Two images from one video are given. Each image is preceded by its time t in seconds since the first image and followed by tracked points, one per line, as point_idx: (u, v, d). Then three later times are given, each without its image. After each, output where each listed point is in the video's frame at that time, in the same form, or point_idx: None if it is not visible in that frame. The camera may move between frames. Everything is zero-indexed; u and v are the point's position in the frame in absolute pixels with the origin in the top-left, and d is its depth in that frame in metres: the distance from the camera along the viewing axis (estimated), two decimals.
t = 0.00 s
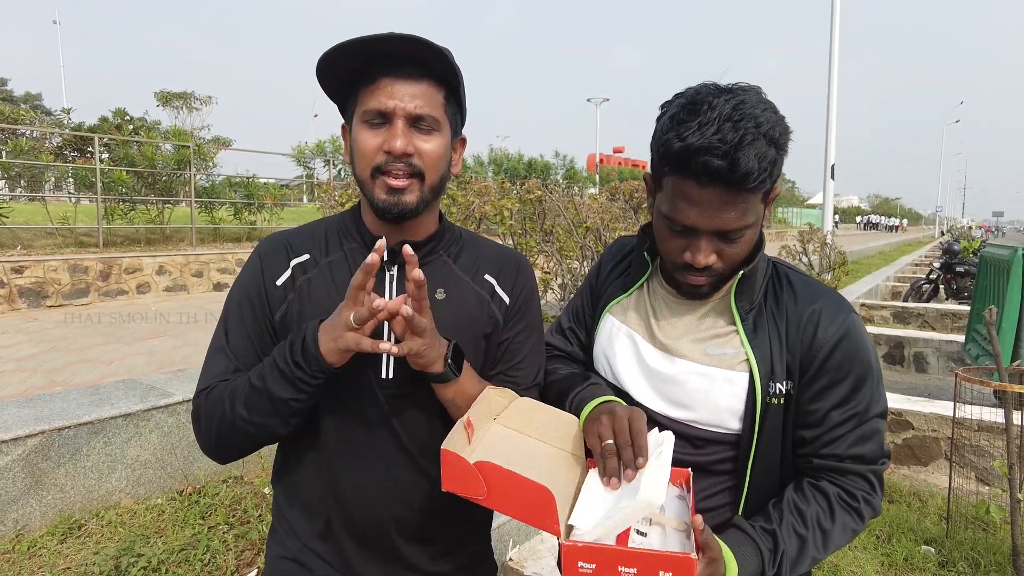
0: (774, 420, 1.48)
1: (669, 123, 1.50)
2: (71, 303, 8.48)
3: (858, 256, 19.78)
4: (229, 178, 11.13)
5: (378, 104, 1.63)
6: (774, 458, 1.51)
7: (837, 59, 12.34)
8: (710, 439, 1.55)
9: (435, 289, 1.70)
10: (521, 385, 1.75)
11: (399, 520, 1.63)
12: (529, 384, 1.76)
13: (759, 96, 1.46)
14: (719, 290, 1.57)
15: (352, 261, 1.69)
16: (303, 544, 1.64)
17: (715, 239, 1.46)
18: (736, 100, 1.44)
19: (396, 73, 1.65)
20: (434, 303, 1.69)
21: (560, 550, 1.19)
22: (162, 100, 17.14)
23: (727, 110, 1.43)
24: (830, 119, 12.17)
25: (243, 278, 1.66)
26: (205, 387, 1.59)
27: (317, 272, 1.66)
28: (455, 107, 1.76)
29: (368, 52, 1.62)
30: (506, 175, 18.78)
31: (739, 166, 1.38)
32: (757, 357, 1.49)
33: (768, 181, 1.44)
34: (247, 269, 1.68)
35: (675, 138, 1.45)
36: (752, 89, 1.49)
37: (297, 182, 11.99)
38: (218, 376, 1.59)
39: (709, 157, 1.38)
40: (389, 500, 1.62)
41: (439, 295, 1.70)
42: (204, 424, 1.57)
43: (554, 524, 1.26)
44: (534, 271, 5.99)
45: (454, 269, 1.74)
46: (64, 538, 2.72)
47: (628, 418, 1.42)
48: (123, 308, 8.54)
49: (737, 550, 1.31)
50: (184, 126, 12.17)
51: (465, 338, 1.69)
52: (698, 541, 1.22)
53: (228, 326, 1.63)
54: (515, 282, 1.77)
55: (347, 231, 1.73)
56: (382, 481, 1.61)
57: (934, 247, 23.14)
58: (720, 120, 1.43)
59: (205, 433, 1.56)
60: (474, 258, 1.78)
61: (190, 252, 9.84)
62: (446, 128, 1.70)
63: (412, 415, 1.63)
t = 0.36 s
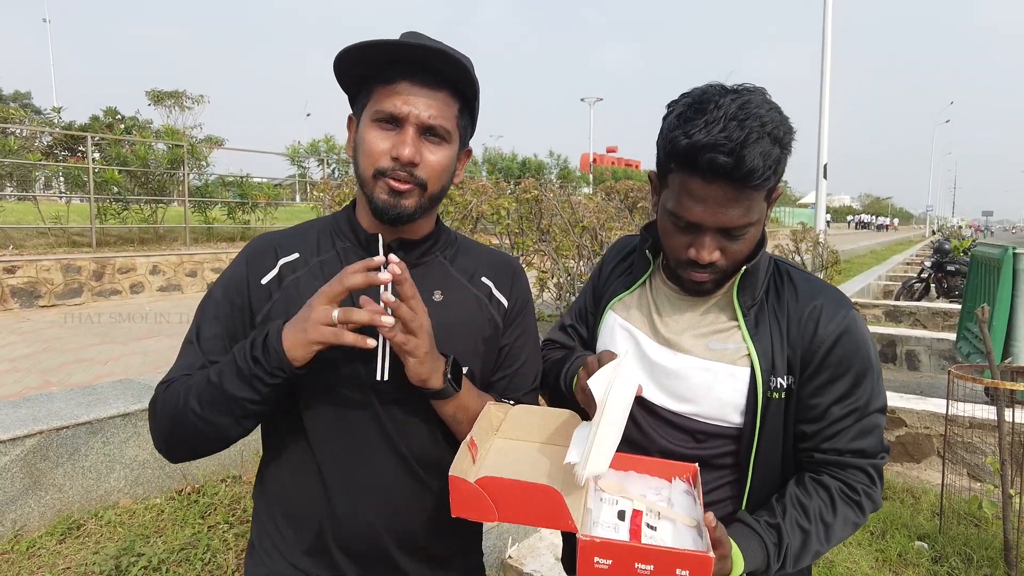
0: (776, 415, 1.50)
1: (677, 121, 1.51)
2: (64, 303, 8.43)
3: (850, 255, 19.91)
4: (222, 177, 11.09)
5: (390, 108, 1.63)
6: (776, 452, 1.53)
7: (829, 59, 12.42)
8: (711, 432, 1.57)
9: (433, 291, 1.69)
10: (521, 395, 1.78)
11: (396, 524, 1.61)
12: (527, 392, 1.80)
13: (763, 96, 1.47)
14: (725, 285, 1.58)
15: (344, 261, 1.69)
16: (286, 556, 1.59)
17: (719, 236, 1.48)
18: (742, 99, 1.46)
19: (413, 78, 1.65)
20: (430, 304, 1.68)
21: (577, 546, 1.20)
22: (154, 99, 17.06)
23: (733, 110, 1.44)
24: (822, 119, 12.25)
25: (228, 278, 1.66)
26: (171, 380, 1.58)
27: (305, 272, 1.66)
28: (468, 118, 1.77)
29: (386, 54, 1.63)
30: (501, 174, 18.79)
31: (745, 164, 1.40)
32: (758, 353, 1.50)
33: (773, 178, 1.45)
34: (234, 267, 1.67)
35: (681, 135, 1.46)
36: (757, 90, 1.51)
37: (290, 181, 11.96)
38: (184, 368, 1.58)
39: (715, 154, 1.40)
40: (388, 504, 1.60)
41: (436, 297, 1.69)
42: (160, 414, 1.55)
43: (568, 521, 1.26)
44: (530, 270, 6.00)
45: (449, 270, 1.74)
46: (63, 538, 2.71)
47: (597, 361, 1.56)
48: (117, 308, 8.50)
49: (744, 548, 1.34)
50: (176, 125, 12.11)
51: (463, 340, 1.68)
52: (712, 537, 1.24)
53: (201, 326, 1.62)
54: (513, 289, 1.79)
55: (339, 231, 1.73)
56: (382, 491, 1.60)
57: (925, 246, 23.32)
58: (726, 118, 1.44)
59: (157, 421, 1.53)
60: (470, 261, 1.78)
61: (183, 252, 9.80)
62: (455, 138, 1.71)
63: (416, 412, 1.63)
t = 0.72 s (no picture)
0: (777, 408, 1.50)
1: (678, 117, 1.53)
2: (58, 302, 8.38)
3: (843, 254, 20.03)
4: (217, 176, 11.07)
5: (396, 117, 1.57)
6: (778, 446, 1.53)
7: (823, 59, 12.48)
8: (711, 425, 1.58)
9: (425, 302, 1.69)
10: (511, 412, 1.80)
11: (393, 527, 1.59)
12: (514, 409, 1.82)
13: (764, 93, 1.49)
14: (724, 282, 1.61)
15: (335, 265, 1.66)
16: (249, 570, 1.53)
17: (722, 230, 1.48)
18: (742, 95, 1.49)
19: (423, 86, 1.58)
20: (422, 315, 1.68)
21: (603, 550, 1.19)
22: (146, 98, 16.99)
23: (735, 106, 1.46)
24: (816, 119, 12.30)
25: (204, 276, 1.54)
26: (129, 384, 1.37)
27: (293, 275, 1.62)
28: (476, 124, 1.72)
29: (396, 62, 1.55)
30: (496, 173, 18.78)
31: (747, 156, 1.41)
32: (758, 347, 1.51)
33: (773, 171, 1.46)
34: (212, 263, 1.58)
35: (685, 128, 1.47)
36: (756, 87, 1.54)
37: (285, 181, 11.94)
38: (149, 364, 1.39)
39: (718, 145, 1.41)
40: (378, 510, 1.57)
41: (427, 308, 1.70)
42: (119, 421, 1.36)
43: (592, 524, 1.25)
44: (527, 270, 6.01)
45: (442, 278, 1.74)
46: (59, 537, 2.70)
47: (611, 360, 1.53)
48: (112, 307, 8.48)
49: (756, 544, 1.33)
50: (171, 124, 12.06)
51: (453, 354, 1.68)
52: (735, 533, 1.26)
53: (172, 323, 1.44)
54: (503, 300, 1.81)
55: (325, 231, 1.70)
56: (369, 502, 1.56)
57: (918, 245, 23.48)
58: (728, 113, 1.46)
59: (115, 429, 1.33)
60: (461, 270, 1.79)
61: (178, 251, 9.77)
62: (462, 152, 1.68)
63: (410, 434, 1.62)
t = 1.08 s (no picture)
0: (766, 407, 1.51)
1: (669, 110, 1.53)
2: (51, 300, 8.34)
3: (838, 251, 20.09)
4: (211, 173, 11.03)
5: (386, 128, 1.51)
6: (766, 444, 1.53)
7: (817, 57, 12.50)
8: (702, 424, 1.58)
9: (413, 300, 1.69)
10: (505, 394, 1.84)
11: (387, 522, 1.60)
12: (506, 390, 1.85)
13: (754, 88, 1.50)
14: (718, 272, 1.57)
15: (319, 271, 1.63)
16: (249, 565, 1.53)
17: (712, 224, 1.49)
18: (732, 89, 1.49)
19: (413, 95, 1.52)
20: (411, 313, 1.68)
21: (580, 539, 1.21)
22: (140, 95, 16.90)
23: (726, 100, 1.46)
24: (811, 117, 12.33)
25: (186, 299, 1.49)
26: (131, 425, 1.37)
27: (279, 287, 1.58)
28: (462, 119, 1.69)
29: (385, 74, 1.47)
30: (491, 170, 18.76)
31: (737, 148, 1.41)
32: (748, 346, 1.51)
33: (761, 166, 1.47)
34: (192, 281, 1.51)
35: (676, 120, 1.47)
36: (745, 82, 1.53)
37: (279, 178, 11.90)
38: (150, 413, 1.39)
39: (709, 137, 1.41)
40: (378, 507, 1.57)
41: (416, 305, 1.69)
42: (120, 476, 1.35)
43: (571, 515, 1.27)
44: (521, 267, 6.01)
45: (428, 274, 1.74)
46: (50, 537, 2.69)
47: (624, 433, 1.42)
48: (105, 305, 8.44)
49: (742, 539, 1.35)
50: (164, 121, 12.01)
51: (443, 354, 1.69)
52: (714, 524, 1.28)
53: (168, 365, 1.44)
54: (492, 289, 1.82)
55: (305, 238, 1.65)
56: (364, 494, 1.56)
57: (912, 243, 23.56)
58: (720, 107, 1.46)
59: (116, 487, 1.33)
60: (447, 263, 1.78)
61: (171, 249, 9.73)
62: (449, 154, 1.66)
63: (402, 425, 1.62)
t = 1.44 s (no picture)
0: (749, 414, 1.50)
1: (638, 114, 1.53)
2: (44, 299, 8.30)
3: (835, 248, 20.10)
4: (205, 170, 10.99)
5: (435, 145, 1.50)
6: (749, 451, 1.53)
7: (814, 54, 12.48)
8: (686, 432, 1.57)
9: (417, 295, 1.67)
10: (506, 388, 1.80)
11: (370, 526, 1.61)
12: (504, 385, 1.80)
13: (724, 90, 1.49)
14: (694, 281, 1.58)
15: (333, 270, 1.61)
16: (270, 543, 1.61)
17: (682, 228, 1.47)
18: (702, 91, 1.47)
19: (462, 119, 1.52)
20: (416, 308, 1.67)
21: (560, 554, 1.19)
22: (135, 92, 16.83)
23: (692, 102, 1.45)
24: (807, 114, 12.32)
25: (204, 288, 1.50)
26: (135, 385, 1.41)
27: (294, 282, 1.58)
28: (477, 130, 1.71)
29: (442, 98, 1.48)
30: (487, 167, 18.72)
31: (700, 152, 1.40)
32: (730, 353, 1.51)
33: (730, 168, 1.45)
34: (210, 273, 1.53)
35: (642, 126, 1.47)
36: (719, 84, 1.52)
37: (275, 175, 11.87)
38: (156, 380, 1.41)
39: (673, 142, 1.41)
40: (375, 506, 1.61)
41: (420, 301, 1.68)
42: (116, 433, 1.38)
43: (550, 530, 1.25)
44: (516, 266, 5.99)
45: (433, 272, 1.71)
46: (38, 539, 2.68)
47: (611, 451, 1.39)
48: (98, 304, 8.41)
49: (723, 549, 1.35)
50: (158, 118, 11.95)
51: (449, 344, 1.69)
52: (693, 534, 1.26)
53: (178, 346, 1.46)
54: (493, 286, 1.79)
55: (322, 236, 1.64)
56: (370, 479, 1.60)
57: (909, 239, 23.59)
58: (686, 109, 1.45)
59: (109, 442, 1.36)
60: (451, 261, 1.76)
61: (166, 247, 9.71)
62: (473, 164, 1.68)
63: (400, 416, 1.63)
